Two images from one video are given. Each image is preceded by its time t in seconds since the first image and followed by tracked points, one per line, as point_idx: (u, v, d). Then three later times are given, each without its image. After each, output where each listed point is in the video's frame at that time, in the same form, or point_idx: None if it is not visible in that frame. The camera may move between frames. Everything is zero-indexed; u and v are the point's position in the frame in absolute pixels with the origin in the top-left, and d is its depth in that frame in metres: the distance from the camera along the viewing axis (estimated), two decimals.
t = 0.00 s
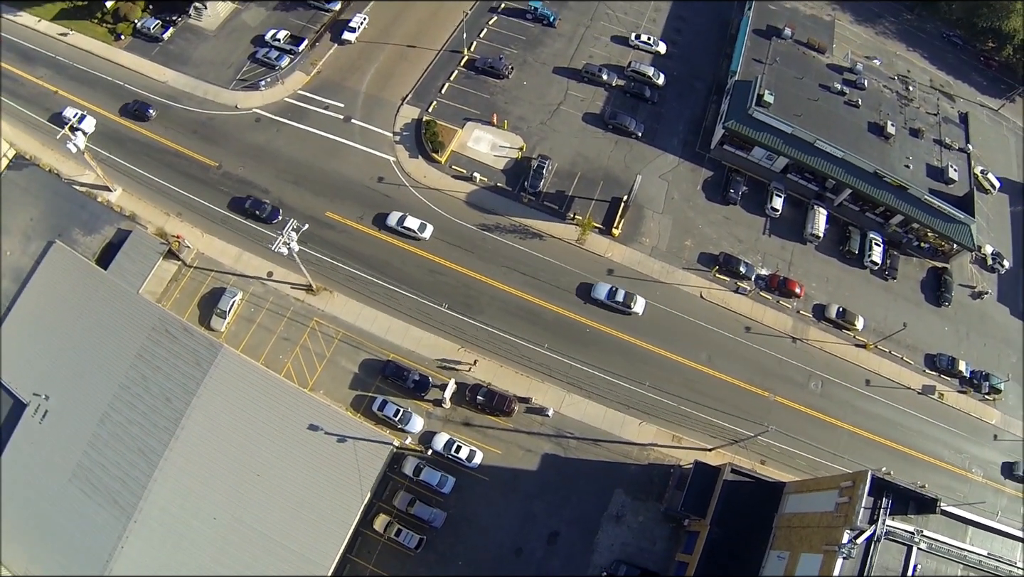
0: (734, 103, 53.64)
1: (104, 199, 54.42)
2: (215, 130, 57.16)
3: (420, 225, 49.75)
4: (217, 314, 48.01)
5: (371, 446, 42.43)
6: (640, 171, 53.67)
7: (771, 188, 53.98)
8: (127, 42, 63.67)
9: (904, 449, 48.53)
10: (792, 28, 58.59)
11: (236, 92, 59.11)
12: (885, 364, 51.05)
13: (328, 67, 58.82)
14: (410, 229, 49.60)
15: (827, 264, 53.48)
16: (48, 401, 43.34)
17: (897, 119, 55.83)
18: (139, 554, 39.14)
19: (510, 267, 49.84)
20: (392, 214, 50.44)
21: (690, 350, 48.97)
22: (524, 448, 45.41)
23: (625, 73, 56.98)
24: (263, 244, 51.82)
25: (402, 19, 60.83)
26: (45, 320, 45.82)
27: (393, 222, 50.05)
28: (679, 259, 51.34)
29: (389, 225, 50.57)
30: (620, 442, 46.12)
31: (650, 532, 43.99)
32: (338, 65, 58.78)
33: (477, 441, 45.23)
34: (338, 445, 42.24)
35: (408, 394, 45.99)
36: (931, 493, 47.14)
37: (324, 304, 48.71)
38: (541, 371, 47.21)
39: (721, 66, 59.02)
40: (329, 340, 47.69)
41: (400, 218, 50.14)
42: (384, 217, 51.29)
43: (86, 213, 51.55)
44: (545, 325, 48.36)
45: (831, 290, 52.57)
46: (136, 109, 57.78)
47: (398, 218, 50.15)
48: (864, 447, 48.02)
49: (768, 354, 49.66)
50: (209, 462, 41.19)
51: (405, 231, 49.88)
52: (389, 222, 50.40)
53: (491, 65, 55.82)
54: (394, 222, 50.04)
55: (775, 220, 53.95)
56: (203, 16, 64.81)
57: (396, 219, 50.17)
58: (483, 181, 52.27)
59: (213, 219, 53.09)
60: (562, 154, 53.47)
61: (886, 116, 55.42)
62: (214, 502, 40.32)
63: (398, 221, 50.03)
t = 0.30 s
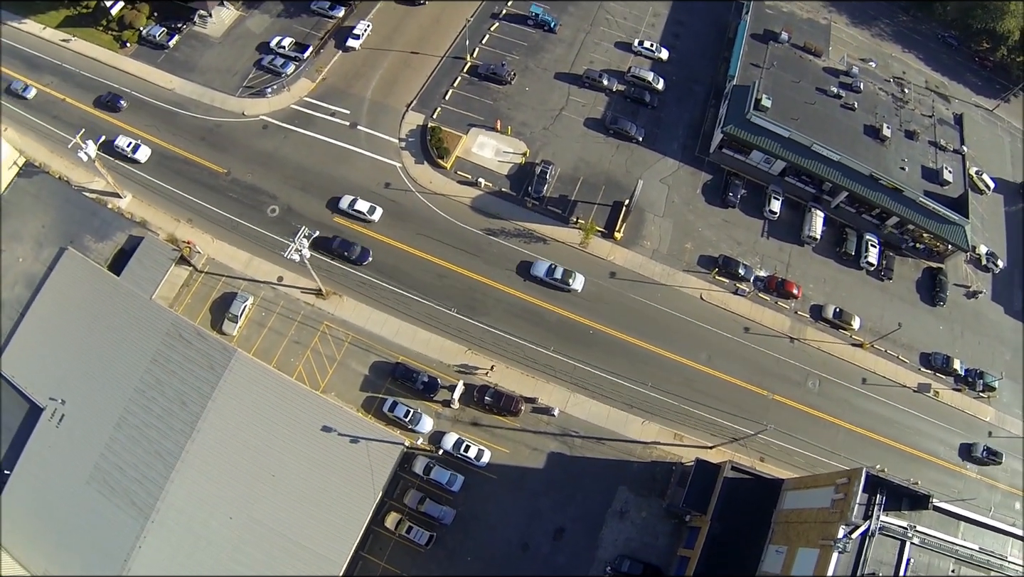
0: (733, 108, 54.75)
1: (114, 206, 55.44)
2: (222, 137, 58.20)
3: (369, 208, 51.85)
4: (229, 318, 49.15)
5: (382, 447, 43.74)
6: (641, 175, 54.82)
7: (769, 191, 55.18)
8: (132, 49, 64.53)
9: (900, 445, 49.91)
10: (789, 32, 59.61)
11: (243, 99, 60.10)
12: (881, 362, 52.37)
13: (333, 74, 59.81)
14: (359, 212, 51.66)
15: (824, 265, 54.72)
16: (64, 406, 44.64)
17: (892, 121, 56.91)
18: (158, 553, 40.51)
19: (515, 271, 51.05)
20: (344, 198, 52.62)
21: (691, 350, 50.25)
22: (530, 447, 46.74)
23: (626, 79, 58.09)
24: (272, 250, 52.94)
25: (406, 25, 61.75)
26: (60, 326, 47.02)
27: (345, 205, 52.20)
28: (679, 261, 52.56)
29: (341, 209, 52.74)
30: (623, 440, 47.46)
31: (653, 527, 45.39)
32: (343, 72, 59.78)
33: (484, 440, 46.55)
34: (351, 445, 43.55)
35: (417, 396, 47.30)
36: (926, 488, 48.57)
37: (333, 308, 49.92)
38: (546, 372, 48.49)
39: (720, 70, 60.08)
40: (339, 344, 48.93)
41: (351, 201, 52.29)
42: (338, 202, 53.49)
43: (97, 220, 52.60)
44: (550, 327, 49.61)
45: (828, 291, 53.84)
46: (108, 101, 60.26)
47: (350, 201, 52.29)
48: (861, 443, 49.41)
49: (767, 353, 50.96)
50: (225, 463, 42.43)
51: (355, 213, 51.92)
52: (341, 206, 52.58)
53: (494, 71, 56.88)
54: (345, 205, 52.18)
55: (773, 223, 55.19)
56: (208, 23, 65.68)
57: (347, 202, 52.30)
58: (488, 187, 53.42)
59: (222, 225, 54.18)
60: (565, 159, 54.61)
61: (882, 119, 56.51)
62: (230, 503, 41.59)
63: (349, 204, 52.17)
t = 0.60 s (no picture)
0: (733, 118, 56.29)
1: (130, 215, 57.17)
2: (236, 147, 59.84)
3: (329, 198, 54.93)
4: (246, 326, 50.95)
5: (397, 449, 45.69)
6: (644, 185, 56.51)
7: (769, 199, 56.82)
8: (145, 60, 66.05)
9: (895, 446, 51.72)
10: (789, 42, 61.06)
11: (255, 109, 61.71)
12: (877, 365, 54.12)
13: (343, 85, 61.40)
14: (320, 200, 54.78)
15: (822, 271, 56.41)
16: (86, 412, 46.62)
17: (889, 130, 58.36)
18: (182, 552, 42.45)
19: (523, 278, 52.80)
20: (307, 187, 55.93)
21: (692, 354, 52.03)
22: (538, 448, 48.64)
23: (629, 89, 59.67)
24: (287, 258, 54.67)
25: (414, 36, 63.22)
26: (82, 334, 48.94)
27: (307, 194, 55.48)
28: (681, 268, 54.29)
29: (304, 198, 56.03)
30: (627, 441, 49.35)
31: (656, 525, 47.35)
32: (353, 83, 61.37)
33: (495, 442, 48.45)
34: (367, 448, 45.49)
35: (429, 400, 49.18)
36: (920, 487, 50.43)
37: (347, 315, 51.75)
38: (553, 376, 50.34)
39: (721, 80, 61.59)
40: (353, 350, 50.77)
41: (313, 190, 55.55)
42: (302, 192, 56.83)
43: (115, 230, 54.47)
44: (556, 333, 51.40)
45: (826, 296, 55.54)
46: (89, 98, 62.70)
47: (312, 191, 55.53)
48: (857, 444, 51.24)
49: (766, 357, 52.74)
50: (246, 466, 44.27)
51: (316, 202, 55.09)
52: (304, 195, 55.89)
53: (501, 83, 58.51)
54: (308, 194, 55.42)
55: (773, 230, 56.87)
56: (220, 34, 67.22)
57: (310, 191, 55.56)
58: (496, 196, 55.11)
59: (237, 234, 55.92)
60: (569, 169, 56.25)
61: (879, 127, 57.95)
62: (251, 504, 43.51)
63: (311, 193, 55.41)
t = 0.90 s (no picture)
0: (736, 131, 58.04)
1: (149, 224, 59.07)
2: (252, 158, 61.74)
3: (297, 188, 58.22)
4: (265, 333, 53.01)
5: (412, 452, 47.92)
6: (648, 196, 58.42)
7: (769, 209, 58.71)
8: (161, 70, 67.75)
9: (890, 448, 53.74)
10: (790, 54, 62.71)
11: (271, 121, 63.55)
12: (873, 370, 56.07)
13: (356, 96, 63.22)
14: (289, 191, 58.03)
15: (821, 280, 58.27)
16: (110, 416, 48.75)
17: (888, 140, 59.90)
18: (206, 551, 44.63)
19: (532, 287, 54.80)
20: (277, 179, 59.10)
21: (694, 360, 54.02)
22: (546, 451, 50.77)
23: (635, 102, 61.60)
24: (303, 267, 56.68)
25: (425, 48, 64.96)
26: (105, 341, 51.06)
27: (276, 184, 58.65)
28: (685, 277, 56.25)
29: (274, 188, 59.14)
30: (632, 444, 51.46)
31: (660, 524, 49.51)
32: (366, 95, 63.20)
33: (505, 445, 50.60)
34: (384, 451, 47.70)
35: (442, 405, 51.29)
36: (915, 488, 52.45)
37: (363, 323, 53.83)
38: (560, 382, 52.40)
39: (724, 92, 63.33)
40: (369, 356, 52.89)
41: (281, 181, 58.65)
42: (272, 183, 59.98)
43: (135, 239, 56.50)
44: (564, 340, 53.40)
45: (824, 304, 57.45)
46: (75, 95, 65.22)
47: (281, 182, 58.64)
48: (854, 447, 53.29)
49: (766, 363, 54.71)
50: (268, 469, 46.38)
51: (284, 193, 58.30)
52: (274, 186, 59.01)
53: (510, 96, 60.40)
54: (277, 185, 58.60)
55: (773, 239, 58.74)
56: (234, 45, 68.93)
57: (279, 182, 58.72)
58: (506, 208, 57.07)
59: (255, 243, 57.89)
60: (576, 180, 58.17)
61: (878, 138, 59.54)
62: (274, 505, 45.66)
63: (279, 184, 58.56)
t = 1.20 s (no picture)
0: (739, 143, 59.84)
1: (168, 234, 60.98)
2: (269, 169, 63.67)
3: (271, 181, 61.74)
4: (285, 341, 55.14)
5: (428, 455, 50.24)
6: (654, 206, 60.41)
7: (772, 219, 60.67)
8: (177, 82, 69.53)
9: (887, 450, 55.85)
10: (793, 66, 64.40)
11: (286, 132, 65.42)
12: (871, 375, 58.09)
13: (370, 108, 65.12)
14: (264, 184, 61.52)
15: (822, 288, 60.23)
16: (135, 422, 51.05)
17: (887, 151, 61.47)
18: (230, 552, 46.77)
19: (541, 295, 56.87)
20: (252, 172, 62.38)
21: (698, 366, 56.12)
22: (556, 453, 53.03)
23: (641, 114, 63.59)
24: (321, 276, 58.79)
25: (437, 60, 66.80)
26: (130, 350, 53.30)
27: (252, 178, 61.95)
28: (689, 285, 58.28)
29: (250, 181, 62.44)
30: (638, 446, 53.65)
31: (665, 523, 51.78)
32: (379, 107, 65.10)
33: (517, 448, 52.85)
34: (402, 455, 50.06)
35: (457, 409, 53.56)
36: (911, 489, 54.59)
37: (379, 331, 56.04)
38: (569, 387, 54.55)
39: (728, 103, 65.14)
40: (386, 362, 55.10)
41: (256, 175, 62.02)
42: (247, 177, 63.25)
43: (155, 249, 58.59)
44: (572, 346, 55.54)
45: (824, 310, 59.42)
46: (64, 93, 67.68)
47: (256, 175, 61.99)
48: (852, 450, 55.39)
49: (767, 368, 56.75)
50: (291, 472, 48.70)
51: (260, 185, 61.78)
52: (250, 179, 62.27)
53: (520, 108, 62.37)
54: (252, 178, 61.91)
55: (775, 248, 60.69)
56: (248, 56, 70.69)
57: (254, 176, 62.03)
58: (517, 218, 59.10)
59: (273, 253, 59.99)
60: (584, 192, 60.19)
61: (877, 149, 61.14)
62: (296, 506, 47.96)
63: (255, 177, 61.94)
